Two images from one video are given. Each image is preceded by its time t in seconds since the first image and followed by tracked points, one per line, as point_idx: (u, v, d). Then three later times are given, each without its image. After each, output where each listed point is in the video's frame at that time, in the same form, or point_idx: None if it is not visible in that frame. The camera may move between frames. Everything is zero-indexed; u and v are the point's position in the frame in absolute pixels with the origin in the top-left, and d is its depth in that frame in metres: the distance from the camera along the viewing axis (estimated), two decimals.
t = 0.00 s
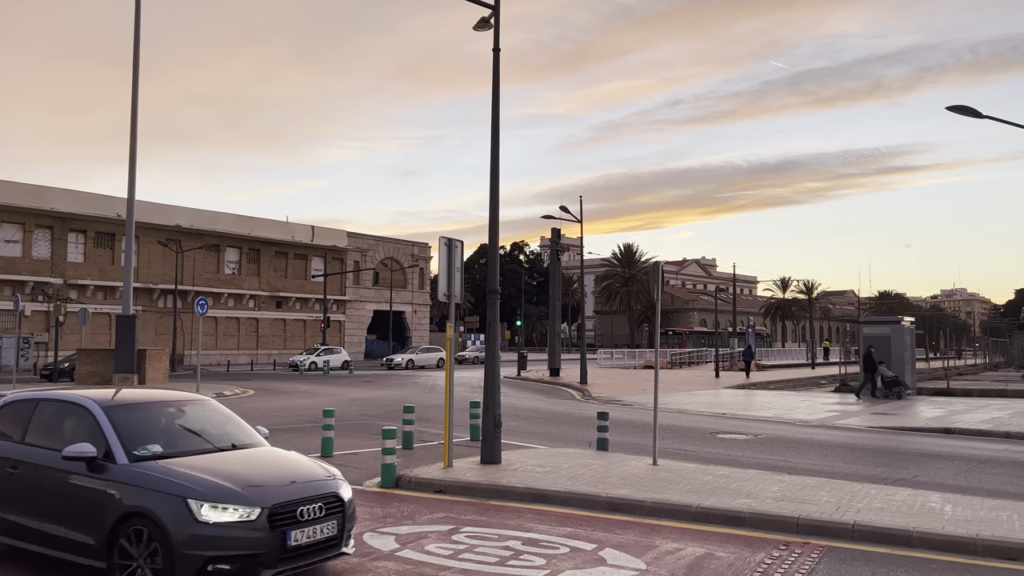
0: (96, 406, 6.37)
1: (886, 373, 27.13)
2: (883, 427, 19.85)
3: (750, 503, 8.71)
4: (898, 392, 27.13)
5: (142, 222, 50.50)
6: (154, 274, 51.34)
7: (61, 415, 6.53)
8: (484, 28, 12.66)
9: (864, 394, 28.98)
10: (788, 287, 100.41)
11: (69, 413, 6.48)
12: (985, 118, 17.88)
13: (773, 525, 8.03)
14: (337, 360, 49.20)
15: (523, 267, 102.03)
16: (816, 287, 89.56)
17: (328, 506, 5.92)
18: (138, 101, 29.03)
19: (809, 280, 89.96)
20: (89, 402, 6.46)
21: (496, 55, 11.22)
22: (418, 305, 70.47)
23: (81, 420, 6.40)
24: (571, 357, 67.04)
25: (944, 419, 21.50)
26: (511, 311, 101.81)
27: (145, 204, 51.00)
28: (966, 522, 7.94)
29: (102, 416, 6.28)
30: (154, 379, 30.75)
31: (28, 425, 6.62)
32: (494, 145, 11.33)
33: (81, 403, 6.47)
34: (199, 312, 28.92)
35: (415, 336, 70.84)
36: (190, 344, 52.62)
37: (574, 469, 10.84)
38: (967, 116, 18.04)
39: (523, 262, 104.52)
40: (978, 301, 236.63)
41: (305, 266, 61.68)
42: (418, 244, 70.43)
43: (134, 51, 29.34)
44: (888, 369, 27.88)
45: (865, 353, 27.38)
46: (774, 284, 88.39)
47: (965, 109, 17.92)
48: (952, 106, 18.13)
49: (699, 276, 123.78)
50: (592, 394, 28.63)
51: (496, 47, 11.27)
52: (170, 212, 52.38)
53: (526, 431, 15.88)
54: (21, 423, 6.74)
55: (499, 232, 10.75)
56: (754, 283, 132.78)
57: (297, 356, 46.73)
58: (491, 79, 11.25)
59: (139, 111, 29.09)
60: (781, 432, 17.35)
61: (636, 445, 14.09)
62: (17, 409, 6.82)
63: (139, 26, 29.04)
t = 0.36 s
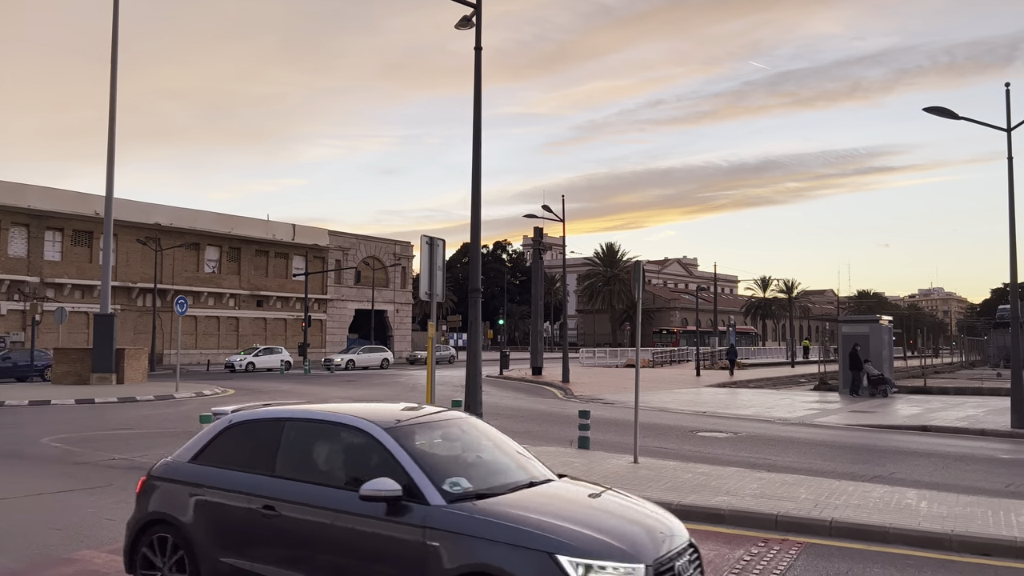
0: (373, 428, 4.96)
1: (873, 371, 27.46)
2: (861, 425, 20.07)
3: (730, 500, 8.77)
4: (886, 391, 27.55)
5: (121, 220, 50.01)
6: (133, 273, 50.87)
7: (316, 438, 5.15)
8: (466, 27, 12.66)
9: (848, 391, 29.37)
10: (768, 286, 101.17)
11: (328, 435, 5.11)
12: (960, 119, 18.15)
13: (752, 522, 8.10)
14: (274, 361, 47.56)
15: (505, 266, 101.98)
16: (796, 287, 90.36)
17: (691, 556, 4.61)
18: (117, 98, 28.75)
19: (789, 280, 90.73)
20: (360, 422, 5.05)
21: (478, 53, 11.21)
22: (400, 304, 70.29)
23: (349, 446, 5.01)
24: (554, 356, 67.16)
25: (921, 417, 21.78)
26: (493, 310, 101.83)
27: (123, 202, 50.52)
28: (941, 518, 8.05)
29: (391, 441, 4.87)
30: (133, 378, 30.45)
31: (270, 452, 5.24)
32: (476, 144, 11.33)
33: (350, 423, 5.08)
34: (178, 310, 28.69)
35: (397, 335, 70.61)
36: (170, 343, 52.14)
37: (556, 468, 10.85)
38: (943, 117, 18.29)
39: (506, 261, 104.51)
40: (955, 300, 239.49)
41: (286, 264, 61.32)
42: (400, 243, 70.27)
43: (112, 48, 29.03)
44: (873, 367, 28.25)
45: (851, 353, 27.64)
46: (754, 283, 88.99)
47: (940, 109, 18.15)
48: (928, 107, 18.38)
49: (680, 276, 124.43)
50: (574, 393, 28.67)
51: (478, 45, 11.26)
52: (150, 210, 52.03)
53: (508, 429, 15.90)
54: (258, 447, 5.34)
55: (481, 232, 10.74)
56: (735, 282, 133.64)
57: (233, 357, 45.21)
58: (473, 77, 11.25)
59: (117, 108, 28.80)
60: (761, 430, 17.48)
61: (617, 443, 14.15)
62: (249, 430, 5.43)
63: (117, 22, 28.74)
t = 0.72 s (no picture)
0: (895, 473, 3.36)
1: (843, 369, 27.97)
2: (824, 422, 20.41)
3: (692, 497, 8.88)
4: (854, 387, 28.13)
5: (81, 217, 49.07)
6: (94, 270, 49.95)
7: (782, 478, 3.53)
8: (433, 25, 12.63)
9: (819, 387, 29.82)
10: (733, 286, 102.39)
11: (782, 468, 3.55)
12: (918, 122, 18.54)
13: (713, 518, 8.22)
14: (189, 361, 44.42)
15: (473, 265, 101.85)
16: (760, 286, 91.58)
17: None
18: (77, 92, 28.19)
19: (754, 279, 91.91)
20: (860, 459, 3.44)
21: (444, 51, 11.18)
22: (367, 303, 69.88)
23: (854, 497, 3.39)
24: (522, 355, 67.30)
25: (881, 413, 22.23)
26: (461, 308, 101.71)
27: (84, 199, 49.58)
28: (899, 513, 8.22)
29: (922, 482, 3.32)
30: (93, 378, 29.90)
31: (702, 498, 3.59)
32: (442, 142, 11.32)
33: (821, 453, 3.50)
34: (140, 309, 28.23)
35: (364, 334, 70.19)
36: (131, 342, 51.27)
37: (521, 465, 10.89)
38: (902, 119, 18.65)
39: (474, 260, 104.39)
40: (915, 300, 244.34)
41: (251, 262, 60.67)
42: (368, 241, 69.90)
43: (72, 41, 28.46)
44: (842, 365, 28.77)
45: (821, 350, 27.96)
46: (720, 282, 90.02)
47: (899, 113, 18.52)
48: (888, 110, 18.74)
49: (648, 275, 125.34)
50: (541, 392, 28.79)
51: (444, 44, 11.24)
52: (111, 207, 51.13)
53: (475, 428, 15.93)
54: (665, 486, 3.70)
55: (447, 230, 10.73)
56: (701, 282, 134.94)
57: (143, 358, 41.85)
58: (440, 75, 11.22)
59: (77, 103, 28.25)
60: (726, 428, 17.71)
61: (583, 441, 14.23)
62: (657, 464, 3.76)
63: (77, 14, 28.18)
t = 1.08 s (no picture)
0: None
1: (792, 367, 28.58)
2: (765, 418, 20.89)
3: (635, 493, 9.00)
4: (801, 384, 28.87)
5: (16, 211, 47.45)
6: (29, 267, 48.35)
7: None
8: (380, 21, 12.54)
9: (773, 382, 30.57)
10: (681, 285, 103.84)
11: None
12: (857, 126, 19.08)
13: (655, 514, 8.34)
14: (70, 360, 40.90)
15: (424, 263, 101.37)
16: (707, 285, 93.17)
17: None
18: (10, 83, 27.27)
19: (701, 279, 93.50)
20: None
21: (391, 49, 11.10)
22: (315, 301, 69.08)
23: None
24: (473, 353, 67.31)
25: (820, 410, 22.83)
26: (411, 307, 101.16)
27: (19, 193, 47.95)
28: (831, 507, 8.46)
29: None
30: (27, 378, 28.96)
31: None
32: (389, 140, 11.25)
33: None
34: (77, 306, 27.45)
35: (312, 333, 69.32)
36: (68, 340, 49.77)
37: (467, 464, 10.89)
38: (842, 124, 19.17)
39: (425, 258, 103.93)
40: (856, 300, 251.32)
41: (195, 259, 59.48)
42: (316, 238, 69.10)
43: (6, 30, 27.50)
44: (791, 362, 29.36)
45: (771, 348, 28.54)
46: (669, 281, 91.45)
47: (839, 117, 19.01)
48: (829, 114, 19.23)
49: (598, 274, 126.36)
50: (490, 390, 28.83)
51: (391, 40, 11.15)
52: (48, 201, 49.52)
53: (422, 427, 15.87)
54: None
55: (394, 229, 10.69)
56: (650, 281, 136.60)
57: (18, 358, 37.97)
58: (387, 73, 11.15)
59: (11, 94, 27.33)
60: (670, 425, 17.98)
61: (529, 439, 14.29)
62: None
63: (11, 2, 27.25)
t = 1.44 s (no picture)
0: None
1: (718, 364, 29.36)
2: (687, 414, 21.40)
3: (557, 489, 9.10)
4: (728, 380, 29.59)
5: None
6: None
7: None
8: (304, 13, 12.32)
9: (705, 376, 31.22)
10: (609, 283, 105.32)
11: None
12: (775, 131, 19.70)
13: (576, 510, 8.45)
14: None
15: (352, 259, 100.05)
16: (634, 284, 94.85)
17: None
18: None
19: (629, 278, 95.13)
20: None
21: (315, 42, 10.93)
22: (238, 297, 67.42)
23: None
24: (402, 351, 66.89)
25: (740, 406, 23.51)
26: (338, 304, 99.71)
27: None
28: (746, 501, 8.72)
29: None
30: None
31: None
32: (312, 134, 11.07)
33: None
34: None
35: (235, 330, 67.64)
36: None
37: (390, 463, 10.83)
38: (761, 129, 19.75)
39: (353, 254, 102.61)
40: (776, 298, 259.70)
41: (111, 254, 57.29)
42: (239, 233, 67.44)
43: None
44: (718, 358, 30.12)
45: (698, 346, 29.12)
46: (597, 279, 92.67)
47: (759, 122, 19.57)
48: (749, 118, 19.79)
49: (528, 272, 127.04)
50: (418, 388, 28.68)
51: (315, 34, 10.97)
52: None
53: (346, 426, 15.68)
54: None
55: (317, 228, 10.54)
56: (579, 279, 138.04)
57: None
58: (310, 66, 10.97)
59: None
60: (595, 421, 18.23)
61: (455, 438, 14.28)
62: None
63: None
